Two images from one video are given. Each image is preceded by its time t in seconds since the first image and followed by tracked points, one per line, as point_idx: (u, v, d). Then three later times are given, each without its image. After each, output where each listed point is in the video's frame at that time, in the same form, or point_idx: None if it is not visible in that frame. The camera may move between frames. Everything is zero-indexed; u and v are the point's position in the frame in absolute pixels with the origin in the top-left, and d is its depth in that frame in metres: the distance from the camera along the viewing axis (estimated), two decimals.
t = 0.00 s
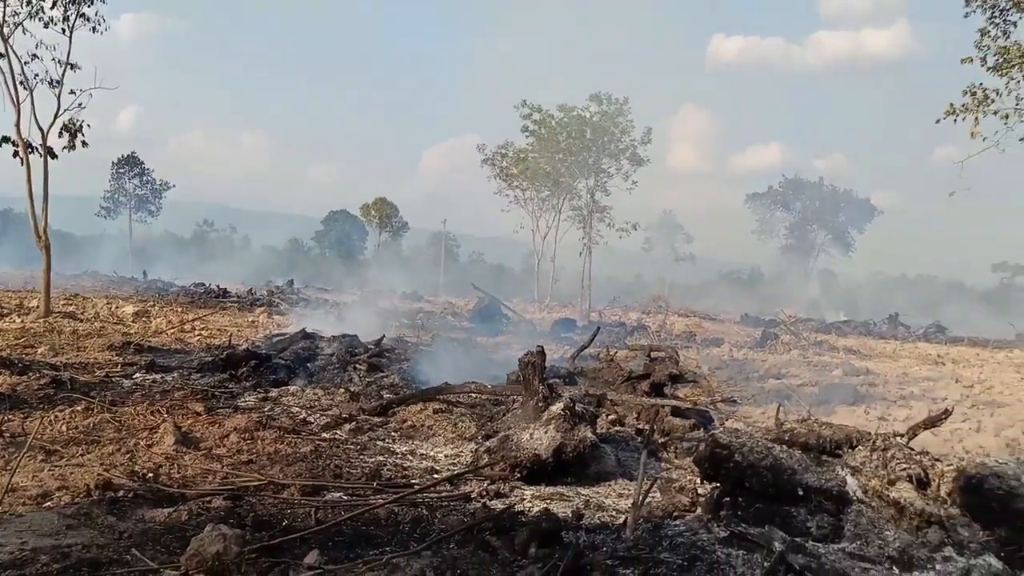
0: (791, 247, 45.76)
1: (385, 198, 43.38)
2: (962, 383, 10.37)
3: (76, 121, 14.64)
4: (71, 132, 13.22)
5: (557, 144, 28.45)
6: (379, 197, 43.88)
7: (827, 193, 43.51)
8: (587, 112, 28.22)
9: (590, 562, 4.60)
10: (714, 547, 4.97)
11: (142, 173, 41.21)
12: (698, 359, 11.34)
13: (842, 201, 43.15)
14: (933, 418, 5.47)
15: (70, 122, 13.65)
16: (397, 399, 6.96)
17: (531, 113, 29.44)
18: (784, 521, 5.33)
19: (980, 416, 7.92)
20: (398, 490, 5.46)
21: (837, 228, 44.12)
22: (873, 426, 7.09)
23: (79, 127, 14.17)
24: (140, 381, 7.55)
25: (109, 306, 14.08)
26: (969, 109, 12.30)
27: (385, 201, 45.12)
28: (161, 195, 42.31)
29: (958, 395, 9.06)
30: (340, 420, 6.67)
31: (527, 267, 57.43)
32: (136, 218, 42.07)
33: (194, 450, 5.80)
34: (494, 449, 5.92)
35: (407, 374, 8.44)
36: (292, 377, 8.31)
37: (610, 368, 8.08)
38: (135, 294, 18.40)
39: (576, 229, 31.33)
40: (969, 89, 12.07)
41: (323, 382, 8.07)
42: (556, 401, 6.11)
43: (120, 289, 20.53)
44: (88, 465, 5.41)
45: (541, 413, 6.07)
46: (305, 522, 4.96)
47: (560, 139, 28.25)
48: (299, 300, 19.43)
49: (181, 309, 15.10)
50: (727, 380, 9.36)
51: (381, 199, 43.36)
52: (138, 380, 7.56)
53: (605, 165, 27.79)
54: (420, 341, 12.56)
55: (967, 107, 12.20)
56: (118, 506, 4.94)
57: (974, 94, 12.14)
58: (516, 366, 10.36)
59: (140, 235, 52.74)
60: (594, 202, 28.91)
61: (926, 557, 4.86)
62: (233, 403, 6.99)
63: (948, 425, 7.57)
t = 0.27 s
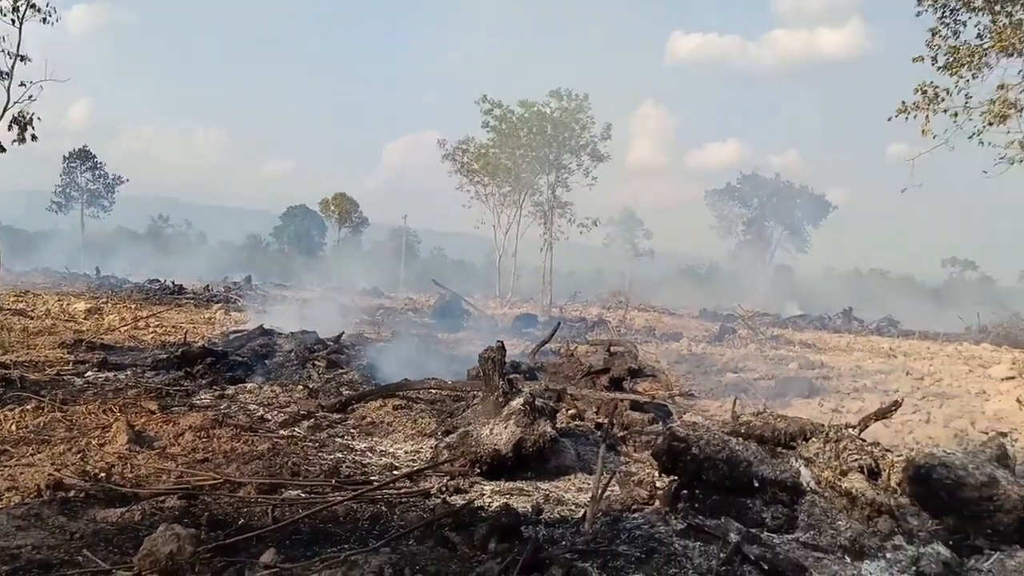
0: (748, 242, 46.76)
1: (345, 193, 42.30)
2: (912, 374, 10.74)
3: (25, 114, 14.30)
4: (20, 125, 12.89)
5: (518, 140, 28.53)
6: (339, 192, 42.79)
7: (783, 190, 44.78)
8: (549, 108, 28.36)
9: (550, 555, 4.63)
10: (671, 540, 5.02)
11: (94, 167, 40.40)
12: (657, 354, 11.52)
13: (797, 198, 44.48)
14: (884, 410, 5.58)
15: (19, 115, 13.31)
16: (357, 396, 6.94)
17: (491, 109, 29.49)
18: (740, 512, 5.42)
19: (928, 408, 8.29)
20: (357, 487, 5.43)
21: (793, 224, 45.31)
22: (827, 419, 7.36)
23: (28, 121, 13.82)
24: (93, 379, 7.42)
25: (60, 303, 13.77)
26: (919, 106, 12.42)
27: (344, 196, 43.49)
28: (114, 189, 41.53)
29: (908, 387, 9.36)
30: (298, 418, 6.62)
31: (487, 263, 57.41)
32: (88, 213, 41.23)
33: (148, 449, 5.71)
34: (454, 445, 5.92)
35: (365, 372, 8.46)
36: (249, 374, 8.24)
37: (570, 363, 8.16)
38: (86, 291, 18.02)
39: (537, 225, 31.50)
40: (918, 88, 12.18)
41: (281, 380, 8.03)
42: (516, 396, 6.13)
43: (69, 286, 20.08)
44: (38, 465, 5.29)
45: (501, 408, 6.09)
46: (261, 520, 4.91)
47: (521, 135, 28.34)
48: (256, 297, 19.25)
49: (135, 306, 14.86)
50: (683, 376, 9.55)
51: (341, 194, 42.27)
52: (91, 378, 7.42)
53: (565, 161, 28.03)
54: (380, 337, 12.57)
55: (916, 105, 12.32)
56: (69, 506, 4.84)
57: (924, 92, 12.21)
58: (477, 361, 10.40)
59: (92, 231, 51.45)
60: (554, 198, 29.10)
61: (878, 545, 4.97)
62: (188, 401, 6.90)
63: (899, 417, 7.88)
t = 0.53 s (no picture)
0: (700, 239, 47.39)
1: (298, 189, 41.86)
2: (858, 367, 11.07)
3: None
4: None
5: (473, 135, 28.51)
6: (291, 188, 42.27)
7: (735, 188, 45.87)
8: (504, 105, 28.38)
9: (503, 550, 4.64)
10: (623, 533, 5.06)
11: (38, 161, 39.39)
12: (611, 349, 11.65)
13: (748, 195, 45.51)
14: (830, 402, 5.71)
15: None
16: (309, 394, 6.91)
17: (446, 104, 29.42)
18: (691, 505, 5.49)
19: (873, 400, 8.54)
20: (309, 486, 5.38)
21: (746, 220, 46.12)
22: (777, 411, 7.54)
23: None
24: (35, 379, 7.24)
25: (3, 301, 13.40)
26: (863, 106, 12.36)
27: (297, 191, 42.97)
28: (59, 184, 40.53)
29: (855, 379, 9.62)
30: (249, 417, 6.55)
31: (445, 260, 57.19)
32: (31, 209, 40.18)
33: (93, 450, 5.59)
34: (408, 443, 5.91)
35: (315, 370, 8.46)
36: (199, 373, 8.14)
37: (525, 359, 8.21)
38: (29, 289, 17.55)
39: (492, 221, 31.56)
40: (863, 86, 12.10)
41: (231, 378, 7.96)
42: (470, 392, 6.15)
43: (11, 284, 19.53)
44: None
45: (455, 405, 6.10)
46: (210, 521, 4.84)
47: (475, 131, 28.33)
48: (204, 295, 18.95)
49: (80, 304, 14.54)
50: (634, 371, 9.69)
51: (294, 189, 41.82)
52: (33, 378, 7.25)
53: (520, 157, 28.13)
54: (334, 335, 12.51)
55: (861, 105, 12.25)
56: (10, 509, 4.71)
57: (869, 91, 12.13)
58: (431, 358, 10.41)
59: (35, 227, 49.91)
60: (510, 193, 29.19)
61: (823, 535, 5.08)
62: (135, 401, 6.78)
63: (846, 409, 8.11)
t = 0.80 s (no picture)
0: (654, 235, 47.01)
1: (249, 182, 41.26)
2: (808, 359, 11.37)
3: None
4: None
5: (428, 131, 28.42)
6: (242, 182, 41.58)
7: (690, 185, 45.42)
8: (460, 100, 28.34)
9: (456, 545, 4.64)
10: (576, 526, 5.09)
11: None
12: (566, 345, 11.77)
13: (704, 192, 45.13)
14: (778, 395, 5.84)
15: None
16: (261, 392, 6.87)
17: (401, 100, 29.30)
18: (643, 498, 5.57)
19: (821, 391, 8.76)
20: (260, 485, 5.32)
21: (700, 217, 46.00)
22: (727, 405, 7.69)
23: None
24: None
25: None
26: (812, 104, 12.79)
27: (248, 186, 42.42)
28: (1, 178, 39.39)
29: (805, 372, 9.87)
30: (198, 415, 6.48)
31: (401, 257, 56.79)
32: None
33: (36, 451, 5.46)
34: (361, 440, 5.89)
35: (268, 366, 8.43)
36: (146, 372, 8.01)
37: (480, 354, 8.24)
38: None
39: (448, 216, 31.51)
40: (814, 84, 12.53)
41: (181, 376, 7.86)
42: (424, 389, 6.16)
43: None
44: None
45: (409, 402, 6.11)
46: (157, 521, 4.76)
47: (430, 126, 28.25)
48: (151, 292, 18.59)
49: (22, 302, 14.20)
50: (587, 366, 9.81)
51: (245, 183, 41.19)
52: None
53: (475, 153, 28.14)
54: (288, 331, 12.41)
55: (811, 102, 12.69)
56: None
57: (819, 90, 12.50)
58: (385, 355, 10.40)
59: None
60: (465, 189, 29.17)
61: (772, 524, 5.18)
62: (80, 400, 6.65)
63: (796, 401, 8.32)
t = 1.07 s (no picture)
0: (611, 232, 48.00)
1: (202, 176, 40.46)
2: (762, 354, 11.54)
3: None
4: None
5: (387, 125, 28.26)
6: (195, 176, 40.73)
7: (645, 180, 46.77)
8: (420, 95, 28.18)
9: (412, 541, 4.64)
10: (533, 521, 5.12)
11: None
12: (524, 341, 11.84)
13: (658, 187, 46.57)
14: (731, 389, 5.95)
15: None
16: (215, 389, 6.90)
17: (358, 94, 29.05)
18: (599, 491, 5.63)
19: (775, 384, 8.92)
20: (214, 483, 5.26)
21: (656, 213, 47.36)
22: (682, 399, 7.80)
23: None
24: None
25: None
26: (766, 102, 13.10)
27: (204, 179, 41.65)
28: None
29: (758, 366, 10.07)
30: (150, 414, 6.40)
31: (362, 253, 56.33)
32: None
33: None
34: (317, 437, 5.87)
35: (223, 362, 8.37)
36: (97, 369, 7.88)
37: (438, 350, 8.25)
38: None
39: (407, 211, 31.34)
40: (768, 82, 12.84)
41: (133, 374, 7.75)
42: (381, 385, 6.18)
43: None
44: None
45: (366, 398, 6.14)
46: (108, 521, 4.67)
47: (389, 121, 28.10)
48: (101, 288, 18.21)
49: None
50: (544, 363, 9.88)
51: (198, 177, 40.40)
52: None
53: (434, 148, 28.03)
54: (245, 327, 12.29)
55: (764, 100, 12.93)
56: None
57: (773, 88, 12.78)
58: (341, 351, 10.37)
59: None
60: (424, 184, 29.04)
61: (725, 516, 5.27)
62: (27, 399, 6.50)
63: (749, 394, 8.46)
